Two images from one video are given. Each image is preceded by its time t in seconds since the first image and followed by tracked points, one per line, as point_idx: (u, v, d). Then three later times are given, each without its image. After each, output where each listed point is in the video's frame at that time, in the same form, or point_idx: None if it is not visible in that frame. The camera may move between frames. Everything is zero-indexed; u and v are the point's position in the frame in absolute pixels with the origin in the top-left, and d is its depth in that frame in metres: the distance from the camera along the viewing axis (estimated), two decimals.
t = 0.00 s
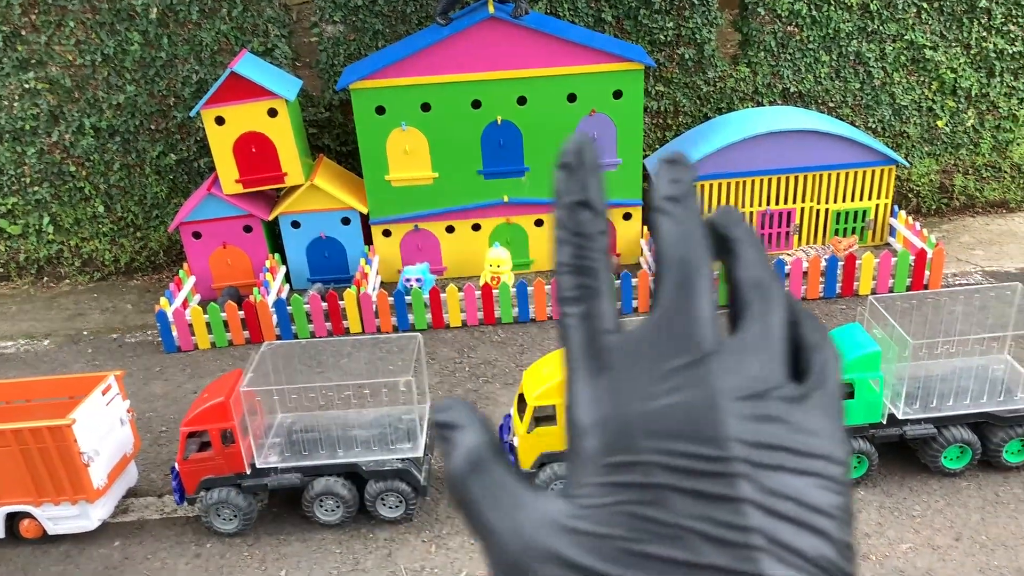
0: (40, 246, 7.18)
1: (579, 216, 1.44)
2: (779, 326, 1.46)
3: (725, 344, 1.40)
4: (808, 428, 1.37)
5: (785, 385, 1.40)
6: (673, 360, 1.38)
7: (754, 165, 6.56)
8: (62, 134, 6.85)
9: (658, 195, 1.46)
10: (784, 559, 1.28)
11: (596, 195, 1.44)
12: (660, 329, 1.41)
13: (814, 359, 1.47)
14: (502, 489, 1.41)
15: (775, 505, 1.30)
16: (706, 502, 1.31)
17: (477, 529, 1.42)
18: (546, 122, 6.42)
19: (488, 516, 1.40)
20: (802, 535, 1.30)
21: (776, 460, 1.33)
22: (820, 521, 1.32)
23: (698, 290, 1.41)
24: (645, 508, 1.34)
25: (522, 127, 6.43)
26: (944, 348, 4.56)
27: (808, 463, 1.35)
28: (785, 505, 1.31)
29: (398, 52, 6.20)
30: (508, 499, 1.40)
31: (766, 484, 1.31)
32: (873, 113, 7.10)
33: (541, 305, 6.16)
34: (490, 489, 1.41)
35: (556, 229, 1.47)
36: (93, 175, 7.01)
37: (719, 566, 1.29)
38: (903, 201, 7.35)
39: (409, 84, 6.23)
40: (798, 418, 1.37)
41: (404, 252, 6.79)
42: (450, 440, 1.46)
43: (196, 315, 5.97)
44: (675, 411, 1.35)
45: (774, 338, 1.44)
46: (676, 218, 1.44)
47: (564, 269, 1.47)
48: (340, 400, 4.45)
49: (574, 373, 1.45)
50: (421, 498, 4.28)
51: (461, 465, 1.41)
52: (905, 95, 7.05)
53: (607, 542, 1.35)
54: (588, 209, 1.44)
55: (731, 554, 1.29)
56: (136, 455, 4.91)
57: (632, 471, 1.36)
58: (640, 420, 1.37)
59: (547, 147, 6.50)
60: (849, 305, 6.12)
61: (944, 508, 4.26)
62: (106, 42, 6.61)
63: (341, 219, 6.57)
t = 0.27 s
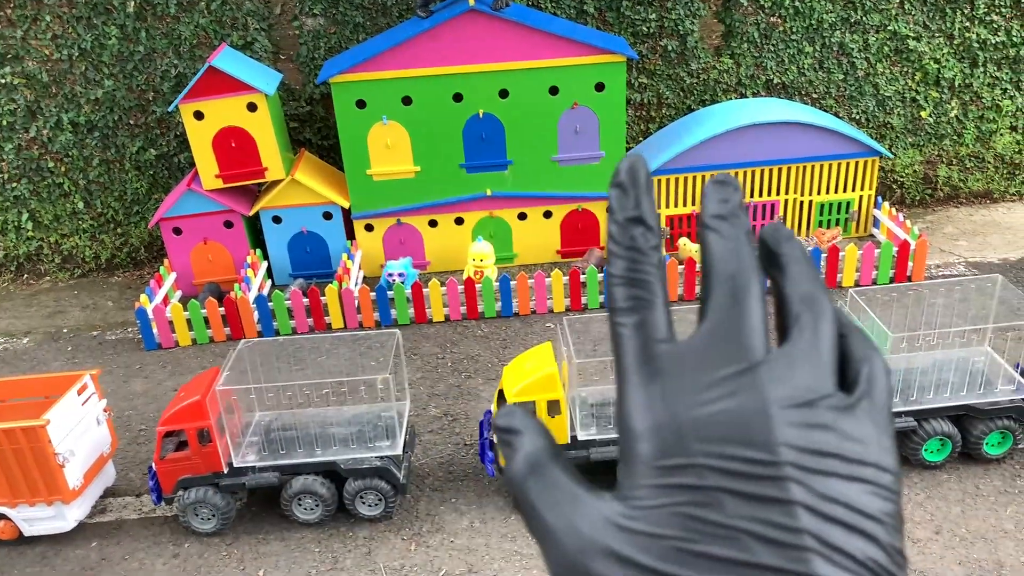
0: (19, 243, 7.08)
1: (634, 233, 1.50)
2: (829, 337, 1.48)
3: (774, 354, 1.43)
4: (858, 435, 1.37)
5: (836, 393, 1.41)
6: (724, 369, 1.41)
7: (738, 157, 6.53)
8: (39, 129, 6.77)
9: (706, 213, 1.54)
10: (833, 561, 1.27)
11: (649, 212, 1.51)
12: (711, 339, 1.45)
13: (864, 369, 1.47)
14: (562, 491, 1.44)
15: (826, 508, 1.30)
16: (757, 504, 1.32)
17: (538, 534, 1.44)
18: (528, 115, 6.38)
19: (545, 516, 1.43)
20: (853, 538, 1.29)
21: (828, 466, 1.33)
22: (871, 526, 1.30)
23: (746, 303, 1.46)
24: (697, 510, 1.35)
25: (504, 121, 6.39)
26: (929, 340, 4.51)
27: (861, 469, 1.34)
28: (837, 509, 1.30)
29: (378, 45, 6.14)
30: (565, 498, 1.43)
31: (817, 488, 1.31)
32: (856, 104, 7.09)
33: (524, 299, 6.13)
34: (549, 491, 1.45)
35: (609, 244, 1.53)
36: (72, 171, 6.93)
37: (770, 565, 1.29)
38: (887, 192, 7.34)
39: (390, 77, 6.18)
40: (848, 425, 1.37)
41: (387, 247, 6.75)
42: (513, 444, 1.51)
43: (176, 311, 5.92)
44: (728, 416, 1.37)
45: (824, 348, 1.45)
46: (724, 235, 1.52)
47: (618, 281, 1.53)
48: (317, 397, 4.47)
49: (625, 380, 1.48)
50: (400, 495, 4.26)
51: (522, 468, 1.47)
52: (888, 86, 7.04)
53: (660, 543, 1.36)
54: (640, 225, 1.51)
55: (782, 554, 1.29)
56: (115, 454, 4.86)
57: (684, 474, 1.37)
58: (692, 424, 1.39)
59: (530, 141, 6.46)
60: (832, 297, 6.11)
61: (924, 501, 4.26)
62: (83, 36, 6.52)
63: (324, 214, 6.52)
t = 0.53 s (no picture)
0: (5, 252, 7.03)
1: (569, 228, 1.46)
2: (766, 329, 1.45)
3: (712, 348, 1.40)
4: (797, 427, 1.35)
5: (773, 386, 1.39)
6: (663, 364, 1.38)
7: (726, 160, 6.51)
8: (24, 138, 6.71)
9: (642, 205, 1.49)
10: (776, 556, 1.25)
11: (586, 207, 1.46)
12: (649, 333, 1.41)
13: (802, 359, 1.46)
14: (504, 494, 1.43)
15: (767, 502, 1.28)
16: (699, 502, 1.29)
17: (479, 538, 1.43)
18: (515, 119, 6.34)
19: (488, 521, 1.41)
20: (794, 532, 1.27)
21: (767, 459, 1.31)
22: (811, 519, 1.29)
23: (684, 296, 1.42)
24: (638, 509, 1.31)
25: (490, 125, 6.35)
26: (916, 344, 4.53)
27: (802, 462, 1.32)
28: (777, 502, 1.28)
29: (363, 51, 6.10)
30: (504, 501, 1.42)
31: (757, 483, 1.29)
32: (845, 105, 7.06)
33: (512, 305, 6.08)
34: (489, 494, 1.44)
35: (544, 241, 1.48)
36: (58, 180, 6.88)
37: (714, 564, 1.26)
38: (877, 193, 7.32)
39: (375, 83, 6.14)
40: (787, 417, 1.35)
41: (375, 253, 6.72)
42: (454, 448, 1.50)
43: (162, 320, 5.88)
44: (668, 413, 1.34)
45: (761, 340, 1.43)
46: (661, 229, 1.46)
47: (554, 279, 1.47)
48: (297, 409, 4.42)
49: (564, 379, 1.44)
50: (383, 507, 4.22)
51: (461, 470, 1.46)
52: (877, 87, 7.01)
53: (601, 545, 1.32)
54: (577, 220, 1.46)
55: (724, 552, 1.26)
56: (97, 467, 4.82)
57: (624, 473, 1.34)
58: (632, 421, 1.35)
59: (517, 145, 6.43)
60: (822, 300, 6.08)
61: (911, 507, 4.23)
62: (67, 44, 6.47)
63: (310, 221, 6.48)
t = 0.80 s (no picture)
0: None
1: (478, 233, 1.49)
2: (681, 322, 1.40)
3: (635, 352, 1.34)
4: (724, 428, 1.33)
5: (694, 385, 1.35)
6: (586, 375, 1.33)
7: (718, 168, 6.47)
8: (12, 153, 6.68)
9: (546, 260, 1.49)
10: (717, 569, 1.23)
11: (492, 210, 1.49)
12: (569, 344, 1.36)
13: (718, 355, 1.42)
14: (422, 524, 1.37)
15: (701, 513, 1.26)
16: (633, 520, 1.28)
17: None
18: (504, 130, 6.31)
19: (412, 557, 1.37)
20: (733, 539, 1.26)
21: (697, 466, 1.28)
22: (747, 522, 1.28)
23: (601, 299, 1.36)
24: (572, 533, 1.31)
25: (480, 136, 6.31)
26: (908, 354, 4.51)
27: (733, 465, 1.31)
28: (712, 509, 1.27)
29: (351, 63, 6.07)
30: (431, 536, 1.37)
31: (689, 492, 1.27)
32: (837, 111, 7.02)
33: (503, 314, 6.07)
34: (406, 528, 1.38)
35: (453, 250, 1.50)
36: (46, 195, 6.84)
37: None
38: (869, 200, 7.29)
39: (362, 95, 6.11)
40: (712, 418, 1.33)
41: (365, 265, 6.67)
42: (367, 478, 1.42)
43: (150, 336, 5.85)
44: (593, 427, 1.30)
45: (678, 338, 1.38)
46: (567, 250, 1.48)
47: (467, 290, 1.49)
48: (277, 425, 4.36)
49: (486, 397, 1.41)
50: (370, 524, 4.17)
51: (381, 505, 1.39)
52: (868, 93, 6.98)
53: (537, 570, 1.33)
54: (484, 227, 1.49)
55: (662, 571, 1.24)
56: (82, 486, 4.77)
57: (554, 495, 1.33)
58: (558, 439, 1.32)
59: (506, 156, 6.39)
60: (814, 308, 6.04)
61: (904, 520, 4.18)
62: (53, 59, 6.44)
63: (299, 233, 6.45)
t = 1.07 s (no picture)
0: None
1: (402, 297, 1.55)
2: (615, 362, 1.61)
3: (571, 393, 1.54)
4: (657, 452, 1.52)
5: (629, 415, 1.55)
6: (529, 413, 1.52)
7: (709, 176, 6.41)
8: None
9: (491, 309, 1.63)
10: None
11: (411, 276, 1.56)
12: (511, 389, 1.54)
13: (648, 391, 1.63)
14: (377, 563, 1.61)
15: (644, 539, 1.42)
16: (578, 546, 1.43)
17: None
18: (493, 138, 6.25)
19: None
20: (677, 557, 1.42)
21: (638, 490, 1.47)
22: (688, 544, 1.45)
23: (539, 341, 1.58)
24: (519, 565, 1.44)
25: (468, 145, 6.25)
26: (900, 364, 4.36)
27: (670, 486, 1.49)
28: (651, 532, 1.43)
29: (337, 72, 6.02)
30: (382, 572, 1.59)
31: (631, 515, 1.44)
32: (829, 117, 6.97)
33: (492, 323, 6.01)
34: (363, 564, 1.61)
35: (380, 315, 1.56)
36: (31, 207, 6.77)
37: None
38: (863, 206, 7.23)
39: (349, 103, 6.05)
40: (645, 445, 1.52)
41: (354, 275, 6.60)
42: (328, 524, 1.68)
43: (135, 348, 5.76)
44: (538, 461, 1.47)
45: (611, 371, 1.60)
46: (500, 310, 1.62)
47: (398, 347, 1.57)
48: (253, 444, 4.30)
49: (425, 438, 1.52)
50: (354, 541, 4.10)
51: (336, 546, 1.64)
52: (861, 99, 6.92)
53: None
54: (408, 289, 1.56)
55: None
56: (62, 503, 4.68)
57: (503, 528, 1.46)
58: (502, 474, 1.48)
59: (495, 164, 6.33)
60: (807, 317, 5.97)
61: (897, 532, 4.11)
62: (38, 69, 6.38)
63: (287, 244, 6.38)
